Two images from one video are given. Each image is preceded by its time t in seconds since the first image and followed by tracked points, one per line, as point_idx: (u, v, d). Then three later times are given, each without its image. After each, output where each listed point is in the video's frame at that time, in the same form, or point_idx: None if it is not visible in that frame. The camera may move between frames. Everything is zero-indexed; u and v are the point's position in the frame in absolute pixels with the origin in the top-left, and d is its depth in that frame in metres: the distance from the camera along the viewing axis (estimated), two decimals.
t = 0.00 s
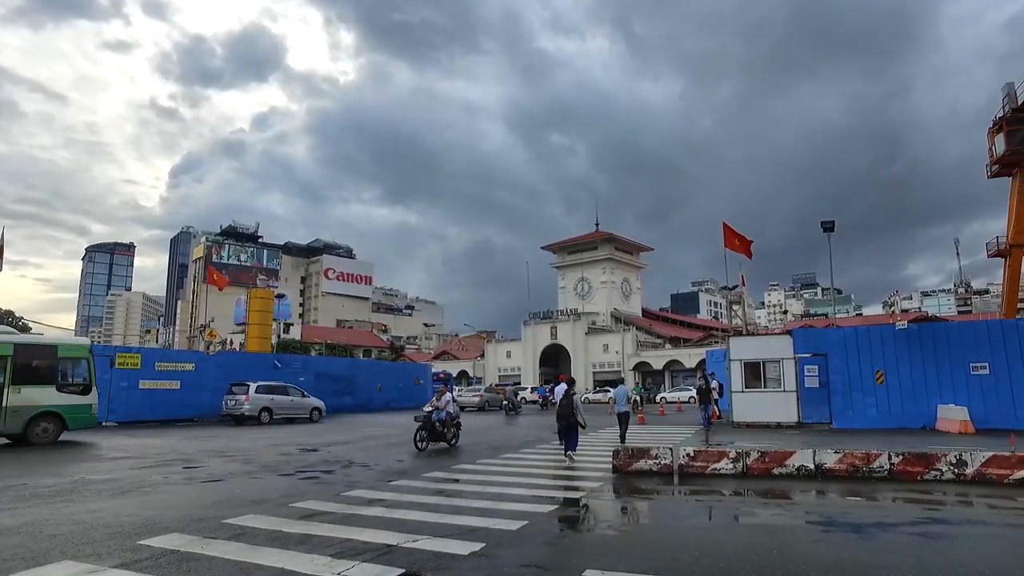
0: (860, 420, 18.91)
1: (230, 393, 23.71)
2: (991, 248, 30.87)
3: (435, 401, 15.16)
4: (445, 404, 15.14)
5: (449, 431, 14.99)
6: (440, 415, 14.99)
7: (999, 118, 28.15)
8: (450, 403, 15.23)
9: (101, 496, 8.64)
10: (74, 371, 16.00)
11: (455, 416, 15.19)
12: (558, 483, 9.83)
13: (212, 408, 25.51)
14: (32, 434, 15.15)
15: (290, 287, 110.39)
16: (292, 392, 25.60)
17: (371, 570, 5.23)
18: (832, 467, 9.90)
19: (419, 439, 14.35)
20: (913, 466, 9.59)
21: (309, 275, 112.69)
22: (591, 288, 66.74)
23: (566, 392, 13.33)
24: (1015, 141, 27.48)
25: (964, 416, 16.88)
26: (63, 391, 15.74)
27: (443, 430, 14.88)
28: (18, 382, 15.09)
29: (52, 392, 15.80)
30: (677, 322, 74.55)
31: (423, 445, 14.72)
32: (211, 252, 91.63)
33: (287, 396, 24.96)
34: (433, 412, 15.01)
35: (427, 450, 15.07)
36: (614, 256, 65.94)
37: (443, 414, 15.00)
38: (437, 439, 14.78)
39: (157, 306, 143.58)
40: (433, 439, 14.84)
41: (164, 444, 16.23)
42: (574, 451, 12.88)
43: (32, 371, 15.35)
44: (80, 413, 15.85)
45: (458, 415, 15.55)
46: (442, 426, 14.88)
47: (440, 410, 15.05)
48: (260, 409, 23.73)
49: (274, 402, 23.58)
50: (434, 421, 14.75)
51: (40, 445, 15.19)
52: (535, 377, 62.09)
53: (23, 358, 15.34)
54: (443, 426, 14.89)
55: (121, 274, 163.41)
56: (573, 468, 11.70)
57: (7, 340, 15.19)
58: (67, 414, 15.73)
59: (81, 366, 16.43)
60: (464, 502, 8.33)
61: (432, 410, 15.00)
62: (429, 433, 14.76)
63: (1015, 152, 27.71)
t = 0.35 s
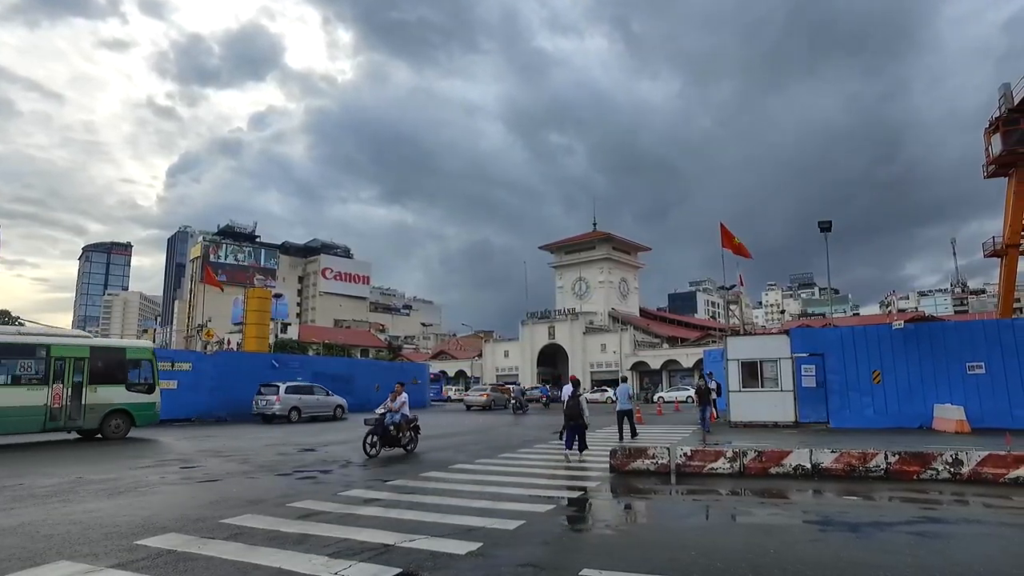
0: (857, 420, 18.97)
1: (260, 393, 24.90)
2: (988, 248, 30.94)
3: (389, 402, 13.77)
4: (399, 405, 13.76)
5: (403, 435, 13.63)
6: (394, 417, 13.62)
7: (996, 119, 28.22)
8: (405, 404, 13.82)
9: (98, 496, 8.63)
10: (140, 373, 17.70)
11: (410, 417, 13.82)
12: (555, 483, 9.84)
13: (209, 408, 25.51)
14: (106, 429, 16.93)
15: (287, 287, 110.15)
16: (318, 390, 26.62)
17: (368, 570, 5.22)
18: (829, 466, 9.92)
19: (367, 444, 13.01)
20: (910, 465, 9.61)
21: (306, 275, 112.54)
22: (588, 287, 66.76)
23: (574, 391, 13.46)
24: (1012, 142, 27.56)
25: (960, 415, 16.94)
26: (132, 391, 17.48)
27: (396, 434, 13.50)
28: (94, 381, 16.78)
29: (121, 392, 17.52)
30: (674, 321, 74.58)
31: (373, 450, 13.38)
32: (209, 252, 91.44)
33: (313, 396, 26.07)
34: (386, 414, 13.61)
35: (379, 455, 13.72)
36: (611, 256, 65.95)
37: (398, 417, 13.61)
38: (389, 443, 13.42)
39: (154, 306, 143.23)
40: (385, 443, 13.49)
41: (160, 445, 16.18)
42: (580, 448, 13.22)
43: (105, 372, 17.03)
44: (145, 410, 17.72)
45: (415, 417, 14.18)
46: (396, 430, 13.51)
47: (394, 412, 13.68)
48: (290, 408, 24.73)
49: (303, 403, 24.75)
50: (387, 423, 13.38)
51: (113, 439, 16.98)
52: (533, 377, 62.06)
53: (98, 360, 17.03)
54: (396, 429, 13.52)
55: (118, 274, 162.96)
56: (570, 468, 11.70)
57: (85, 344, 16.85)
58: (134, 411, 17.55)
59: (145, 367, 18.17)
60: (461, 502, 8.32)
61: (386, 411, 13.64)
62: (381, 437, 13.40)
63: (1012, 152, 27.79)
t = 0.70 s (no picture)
0: (854, 420, 19.03)
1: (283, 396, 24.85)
2: (985, 248, 31.00)
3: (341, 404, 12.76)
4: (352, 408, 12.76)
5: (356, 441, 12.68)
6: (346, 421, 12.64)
7: (992, 120, 28.32)
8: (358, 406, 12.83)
9: (96, 496, 8.63)
10: (189, 374, 18.69)
11: (364, 421, 12.87)
12: (553, 483, 9.85)
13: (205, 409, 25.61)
14: (160, 427, 18.01)
15: (285, 287, 109.98)
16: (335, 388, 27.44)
17: (365, 570, 5.23)
18: (826, 466, 9.95)
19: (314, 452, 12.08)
20: (907, 465, 9.64)
21: (304, 275, 112.39)
22: (586, 287, 66.78)
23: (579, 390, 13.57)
24: (1008, 142, 27.62)
25: (957, 415, 17.00)
26: (183, 391, 18.53)
27: (348, 440, 12.54)
28: (150, 382, 17.85)
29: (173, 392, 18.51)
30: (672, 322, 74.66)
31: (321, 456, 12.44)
32: (206, 251, 91.29)
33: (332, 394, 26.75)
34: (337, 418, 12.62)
35: (328, 460, 12.78)
36: (609, 256, 65.98)
37: (349, 420, 12.62)
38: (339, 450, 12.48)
39: (152, 306, 142.93)
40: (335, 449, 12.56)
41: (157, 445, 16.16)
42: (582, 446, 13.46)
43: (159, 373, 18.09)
44: (196, 410, 18.75)
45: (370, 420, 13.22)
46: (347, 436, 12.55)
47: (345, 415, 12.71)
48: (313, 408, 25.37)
49: (325, 404, 24.98)
50: (338, 426, 12.44)
51: (167, 436, 18.05)
52: (531, 377, 62.09)
53: (153, 362, 18.11)
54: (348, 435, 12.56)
55: (116, 274, 162.53)
56: (570, 468, 11.71)
57: (141, 347, 17.93)
58: (186, 410, 18.55)
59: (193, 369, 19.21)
60: (459, 502, 8.32)
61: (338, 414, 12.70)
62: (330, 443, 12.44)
63: (1008, 153, 27.87)
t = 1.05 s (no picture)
0: (850, 420, 19.07)
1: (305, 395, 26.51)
2: (981, 249, 31.06)
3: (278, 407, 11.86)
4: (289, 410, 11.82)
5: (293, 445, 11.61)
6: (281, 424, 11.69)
7: (987, 120, 28.38)
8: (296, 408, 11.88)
9: (92, 496, 8.64)
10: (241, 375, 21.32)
11: (303, 425, 11.73)
12: (550, 483, 9.86)
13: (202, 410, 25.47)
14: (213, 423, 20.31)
15: (282, 287, 109.79)
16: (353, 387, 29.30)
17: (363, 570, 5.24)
18: (822, 466, 9.98)
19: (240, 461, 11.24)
20: (902, 465, 9.68)
21: (301, 275, 112.26)
22: (584, 288, 66.83)
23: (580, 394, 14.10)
24: (1004, 143, 27.68)
25: (952, 415, 17.08)
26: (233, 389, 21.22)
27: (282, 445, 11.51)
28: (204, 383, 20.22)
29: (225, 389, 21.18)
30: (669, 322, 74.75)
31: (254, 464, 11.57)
32: (203, 251, 91.14)
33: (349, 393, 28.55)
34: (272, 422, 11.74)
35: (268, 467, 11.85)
36: (606, 256, 66.06)
37: (284, 423, 11.61)
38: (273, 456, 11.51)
39: (148, 306, 142.61)
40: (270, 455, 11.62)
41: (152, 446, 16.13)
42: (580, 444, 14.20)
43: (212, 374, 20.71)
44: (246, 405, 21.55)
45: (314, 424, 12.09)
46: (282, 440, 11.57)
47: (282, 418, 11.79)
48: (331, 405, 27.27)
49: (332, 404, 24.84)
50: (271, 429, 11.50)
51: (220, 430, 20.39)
52: (528, 377, 62.12)
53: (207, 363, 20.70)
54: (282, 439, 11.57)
55: (112, 274, 162.08)
56: (567, 468, 11.72)
57: (196, 350, 20.51)
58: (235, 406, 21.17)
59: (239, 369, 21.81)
60: (456, 502, 8.33)
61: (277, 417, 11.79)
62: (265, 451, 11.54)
63: (1004, 154, 27.94)
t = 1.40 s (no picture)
0: (846, 420, 19.10)
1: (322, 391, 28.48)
2: (977, 249, 31.16)
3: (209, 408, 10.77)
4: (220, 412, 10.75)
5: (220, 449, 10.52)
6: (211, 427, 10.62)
7: (984, 121, 28.45)
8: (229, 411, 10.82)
9: (89, 496, 8.62)
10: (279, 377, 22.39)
11: (235, 428, 10.77)
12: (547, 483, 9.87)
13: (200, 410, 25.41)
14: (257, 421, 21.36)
15: (279, 287, 109.63)
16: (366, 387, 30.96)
17: (359, 570, 5.23)
18: (819, 465, 9.99)
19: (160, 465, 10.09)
20: (899, 464, 9.71)
21: (299, 275, 112.14)
22: (581, 288, 66.86)
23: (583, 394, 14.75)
24: (1000, 144, 27.75)
25: (948, 414, 17.22)
26: (270, 390, 21.95)
27: (208, 449, 10.40)
28: (246, 383, 21.22)
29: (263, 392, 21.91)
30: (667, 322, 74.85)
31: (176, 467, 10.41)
32: (200, 251, 90.97)
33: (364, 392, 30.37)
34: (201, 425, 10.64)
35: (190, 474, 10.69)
36: (604, 256, 66.15)
37: (216, 425, 10.54)
38: (198, 460, 10.39)
39: (146, 305, 142.35)
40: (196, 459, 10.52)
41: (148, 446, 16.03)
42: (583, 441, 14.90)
43: (254, 375, 21.68)
44: (280, 406, 22.21)
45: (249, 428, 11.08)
46: (211, 443, 10.46)
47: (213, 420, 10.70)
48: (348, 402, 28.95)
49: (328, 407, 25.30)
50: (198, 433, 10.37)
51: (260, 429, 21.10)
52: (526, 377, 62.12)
53: (248, 365, 21.53)
54: (211, 442, 10.47)
55: (109, 273, 161.72)
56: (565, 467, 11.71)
57: (238, 352, 21.25)
58: (272, 408, 21.95)
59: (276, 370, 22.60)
60: (453, 503, 8.33)
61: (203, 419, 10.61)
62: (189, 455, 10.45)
63: (1000, 154, 28.05)
